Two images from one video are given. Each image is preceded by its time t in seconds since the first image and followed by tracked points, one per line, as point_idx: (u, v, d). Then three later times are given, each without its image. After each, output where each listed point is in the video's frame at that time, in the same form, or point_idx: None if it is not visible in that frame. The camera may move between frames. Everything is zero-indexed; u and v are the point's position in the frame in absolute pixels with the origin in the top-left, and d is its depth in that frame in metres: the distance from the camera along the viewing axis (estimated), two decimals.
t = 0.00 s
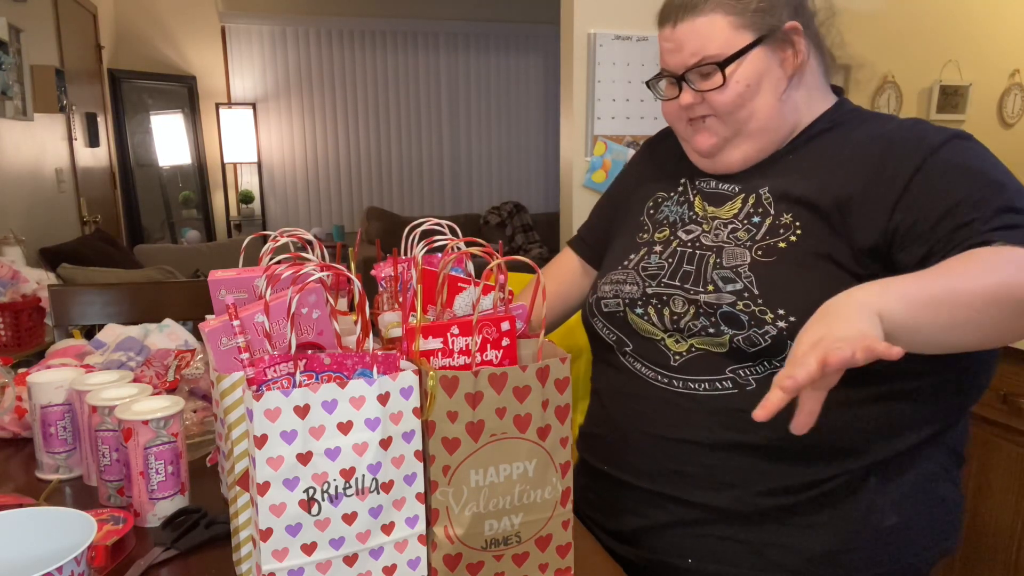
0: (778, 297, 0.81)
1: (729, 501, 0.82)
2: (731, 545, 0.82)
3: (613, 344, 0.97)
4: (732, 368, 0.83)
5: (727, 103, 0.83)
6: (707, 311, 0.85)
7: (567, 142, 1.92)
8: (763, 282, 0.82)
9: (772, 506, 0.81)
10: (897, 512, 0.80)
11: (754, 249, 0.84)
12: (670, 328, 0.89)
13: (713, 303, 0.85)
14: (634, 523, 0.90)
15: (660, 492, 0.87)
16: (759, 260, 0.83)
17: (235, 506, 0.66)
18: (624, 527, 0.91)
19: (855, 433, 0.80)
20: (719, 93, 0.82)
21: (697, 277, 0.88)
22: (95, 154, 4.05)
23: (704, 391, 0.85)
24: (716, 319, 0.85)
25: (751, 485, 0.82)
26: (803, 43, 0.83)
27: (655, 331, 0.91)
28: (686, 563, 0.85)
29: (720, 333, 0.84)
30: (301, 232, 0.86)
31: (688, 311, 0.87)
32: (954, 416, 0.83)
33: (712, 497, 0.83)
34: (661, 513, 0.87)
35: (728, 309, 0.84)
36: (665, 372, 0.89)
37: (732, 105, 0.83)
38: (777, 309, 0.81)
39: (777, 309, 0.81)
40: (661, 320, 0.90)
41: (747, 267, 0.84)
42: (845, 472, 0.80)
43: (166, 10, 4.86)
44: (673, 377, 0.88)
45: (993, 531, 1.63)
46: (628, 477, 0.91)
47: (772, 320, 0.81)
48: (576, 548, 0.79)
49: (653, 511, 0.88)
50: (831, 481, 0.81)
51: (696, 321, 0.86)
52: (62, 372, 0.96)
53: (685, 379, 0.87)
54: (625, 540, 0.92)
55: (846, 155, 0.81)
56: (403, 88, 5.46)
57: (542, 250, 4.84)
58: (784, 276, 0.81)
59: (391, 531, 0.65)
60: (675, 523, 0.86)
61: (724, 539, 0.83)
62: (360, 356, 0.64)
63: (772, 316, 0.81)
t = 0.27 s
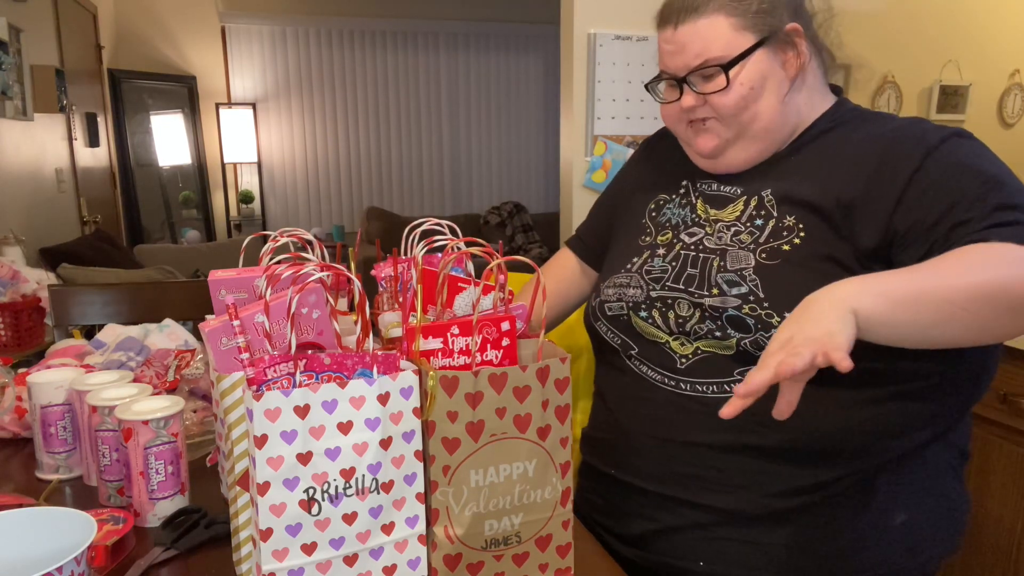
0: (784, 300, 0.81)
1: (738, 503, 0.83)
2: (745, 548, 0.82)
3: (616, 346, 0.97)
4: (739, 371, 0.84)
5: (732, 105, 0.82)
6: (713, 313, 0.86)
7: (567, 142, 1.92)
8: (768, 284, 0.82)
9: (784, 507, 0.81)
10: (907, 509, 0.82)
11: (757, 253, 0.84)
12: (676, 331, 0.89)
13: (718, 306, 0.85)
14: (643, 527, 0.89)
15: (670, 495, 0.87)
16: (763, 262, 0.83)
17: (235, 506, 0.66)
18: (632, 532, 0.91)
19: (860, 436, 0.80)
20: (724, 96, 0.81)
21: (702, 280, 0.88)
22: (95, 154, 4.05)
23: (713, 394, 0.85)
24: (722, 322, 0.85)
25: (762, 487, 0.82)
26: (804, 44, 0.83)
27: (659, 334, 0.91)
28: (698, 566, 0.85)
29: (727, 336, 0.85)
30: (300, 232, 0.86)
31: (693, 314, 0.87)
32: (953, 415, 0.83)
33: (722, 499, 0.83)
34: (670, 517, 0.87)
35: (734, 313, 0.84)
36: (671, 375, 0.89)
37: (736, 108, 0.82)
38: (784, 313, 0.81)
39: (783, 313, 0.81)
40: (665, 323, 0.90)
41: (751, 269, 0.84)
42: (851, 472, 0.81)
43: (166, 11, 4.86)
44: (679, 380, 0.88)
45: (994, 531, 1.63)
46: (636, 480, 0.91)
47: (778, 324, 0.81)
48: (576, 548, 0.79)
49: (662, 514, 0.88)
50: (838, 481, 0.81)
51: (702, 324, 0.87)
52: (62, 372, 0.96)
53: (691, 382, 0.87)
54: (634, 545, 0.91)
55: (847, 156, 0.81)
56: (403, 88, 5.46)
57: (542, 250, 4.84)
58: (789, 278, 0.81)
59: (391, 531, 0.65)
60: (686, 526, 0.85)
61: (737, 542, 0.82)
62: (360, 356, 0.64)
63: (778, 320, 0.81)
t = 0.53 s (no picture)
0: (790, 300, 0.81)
1: (743, 506, 0.83)
2: (748, 549, 0.83)
3: (618, 346, 0.97)
4: (746, 371, 0.82)
5: (744, 82, 0.81)
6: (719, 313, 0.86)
7: (568, 142, 1.92)
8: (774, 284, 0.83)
9: (790, 509, 0.82)
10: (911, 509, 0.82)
11: (764, 252, 0.84)
12: (680, 330, 0.89)
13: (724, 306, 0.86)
14: (648, 529, 0.90)
15: (677, 497, 0.87)
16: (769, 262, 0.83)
17: (235, 506, 0.66)
18: (638, 535, 0.91)
19: (859, 435, 0.80)
20: (737, 72, 0.81)
21: (707, 279, 0.88)
22: (95, 154, 4.04)
23: (719, 395, 0.84)
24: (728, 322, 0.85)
25: (771, 489, 0.83)
26: (821, 33, 0.82)
27: (664, 334, 0.91)
28: (706, 568, 0.85)
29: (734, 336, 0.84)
30: (300, 232, 0.86)
31: (698, 314, 0.88)
32: (953, 415, 0.83)
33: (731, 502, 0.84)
34: (676, 519, 0.87)
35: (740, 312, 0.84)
36: (676, 377, 0.88)
37: (749, 86, 0.81)
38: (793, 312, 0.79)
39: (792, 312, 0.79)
40: (670, 323, 0.90)
41: (757, 269, 0.84)
42: (852, 472, 0.81)
43: (166, 11, 4.86)
44: (685, 382, 0.87)
45: (994, 530, 1.63)
46: (641, 481, 0.91)
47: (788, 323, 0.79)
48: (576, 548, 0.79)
49: (667, 516, 0.88)
50: (841, 482, 0.81)
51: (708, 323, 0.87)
52: (62, 372, 0.96)
53: (697, 383, 0.86)
54: (640, 547, 0.91)
55: (848, 155, 0.81)
56: (403, 88, 5.46)
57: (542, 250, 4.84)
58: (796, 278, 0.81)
59: (391, 531, 0.65)
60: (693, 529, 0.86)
61: (744, 545, 0.84)
62: (360, 356, 0.64)
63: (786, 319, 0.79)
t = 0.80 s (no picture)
0: (802, 297, 0.80)
1: (753, 507, 0.83)
2: (753, 549, 0.83)
3: (622, 342, 0.97)
4: (754, 371, 0.83)
5: (760, 62, 0.80)
6: (728, 309, 0.85)
7: (568, 142, 1.92)
8: (784, 282, 0.82)
9: (800, 510, 0.81)
10: (915, 509, 0.82)
11: (775, 247, 0.84)
12: (689, 328, 0.88)
13: (733, 302, 0.85)
14: (654, 530, 0.90)
15: (684, 497, 0.87)
16: (780, 258, 0.83)
17: (235, 506, 0.66)
18: (644, 536, 0.91)
19: (864, 435, 0.80)
20: (753, 51, 0.80)
21: (716, 274, 0.88)
22: (95, 154, 4.04)
23: (727, 395, 0.84)
24: (737, 319, 0.84)
25: (780, 490, 0.82)
26: (836, 30, 0.83)
27: (671, 331, 0.90)
28: (713, 569, 0.85)
29: (743, 333, 0.84)
30: (300, 232, 0.86)
31: (707, 310, 0.87)
32: (954, 415, 0.83)
33: (736, 502, 0.83)
34: (683, 519, 0.87)
35: (749, 308, 0.83)
36: (682, 375, 0.88)
37: (764, 66, 0.80)
38: (802, 310, 0.80)
39: (801, 310, 0.80)
40: (678, 320, 0.89)
41: (767, 267, 0.84)
42: (864, 473, 0.81)
43: (166, 11, 4.86)
44: (691, 381, 0.87)
45: (994, 531, 1.63)
46: (645, 481, 0.91)
47: (795, 321, 0.80)
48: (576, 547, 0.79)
49: (674, 517, 0.88)
50: (852, 482, 0.81)
51: (717, 320, 0.86)
52: (62, 372, 0.96)
53: (705, 383, 0.86)
54: (644, 549, 0.92)
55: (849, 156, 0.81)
56: (403, 88, 5.46)
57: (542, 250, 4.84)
58: (806, 276, 0.81)
59: (391, 531, 0.65)
60: (700, 530, 0.85)
61: (749, 545, 0.83)
62: (360, 356, 0.64)
63: (795, 317, 0.80)
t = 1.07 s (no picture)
0: (803, 296, 0.80)
1: (753, 505, 0.83)
2: (753, 548, 0.83)
3: (622, 341, 0.97)
4: (754, 369, 0.83)
5: (762, 76, 0.80)
6: (728, 308, 0.85)
7: (568, 142, 1.92)
8: (785, 280, 0.82)
9: (800, 508, 0.81)
10: (914, 509, 0.82)
11: (778, 248, 0.84)
12: (689, 326, 0.88)
13: (734, 301, 0.85)
14: (652, 528, 0.89)
15: (683, 495, 0.86)
16: (782, 258, 0.83)
17: (235, 506, 0.66)
18: (642, 534, 0.91)
19: (862, 434, 0.80)
20: (755, 66, 0.80)
21: (716, 274, 0.88)
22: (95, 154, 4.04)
23: (727, 392, 0.84)
24: (737, 317, 0.85)
25: (778, 488, 0.82)
26: (835, 35, 0.82)
27: (671, 329, 0.90)
28: (712, 567, 0.85)
29: (744, 331, 0.84)
30: (301, 232, 0.86)
31: (707, 308, 0.87)
32: (953, 415, 0.83)
33: (736, 500, 0.83)
34: (682, 518, 0.87)
35: (751, 307, 0.83)
36: (683, 373, 0.88)
37: (767, 80, 0.80)
38: (804, 308, 0.80)
39: (803, 308, 0.80)
40: (679, 318, 0.90)
41: (770, 265, 0.84)
42: (864, 472, 0.81)
43: (166, 11, 4.86)
44: (692, 378, 0.87)
45: (993, 531, 1.63)
46: (645, 479, 0.91)
47: (798, 319, 0.80)
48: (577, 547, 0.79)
49: (673, 515, 0.87)
50: (852, 480, 0.81)
51: (717, 319, 0.86)
52: (62, 372, 0.96)
53: (706, 380, 0.86)
54: (641, 546, 0.92)
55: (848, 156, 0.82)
56: (403, 88, 5.46)
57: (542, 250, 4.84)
58: (808, 274, 0.81)
59: (391, 531, 0.65)
60: (699, 528, 0.85)
61: (748, 543, 0.83)
62: (360, 356, 0.64)
63: (798, 315, 0.80)
